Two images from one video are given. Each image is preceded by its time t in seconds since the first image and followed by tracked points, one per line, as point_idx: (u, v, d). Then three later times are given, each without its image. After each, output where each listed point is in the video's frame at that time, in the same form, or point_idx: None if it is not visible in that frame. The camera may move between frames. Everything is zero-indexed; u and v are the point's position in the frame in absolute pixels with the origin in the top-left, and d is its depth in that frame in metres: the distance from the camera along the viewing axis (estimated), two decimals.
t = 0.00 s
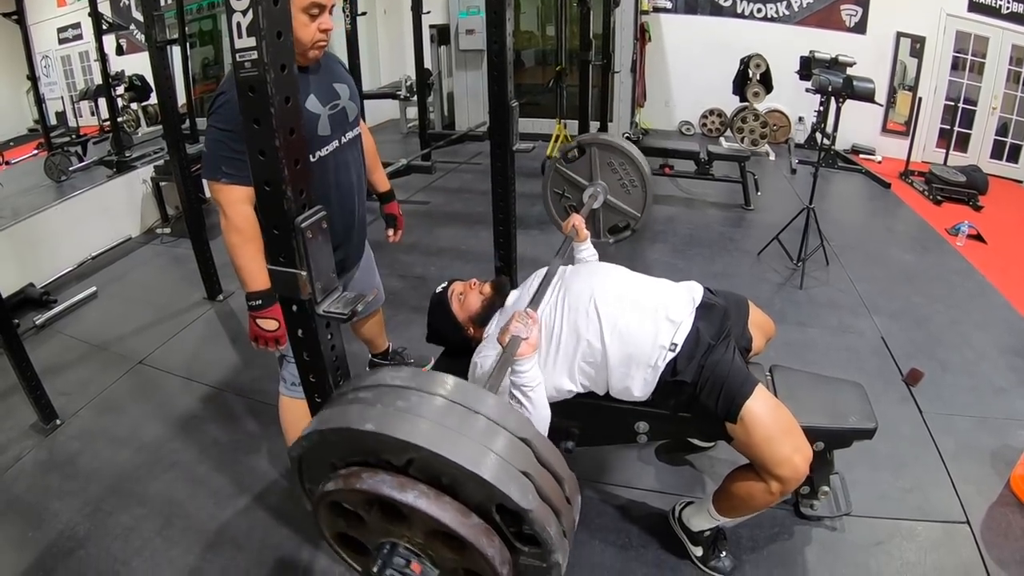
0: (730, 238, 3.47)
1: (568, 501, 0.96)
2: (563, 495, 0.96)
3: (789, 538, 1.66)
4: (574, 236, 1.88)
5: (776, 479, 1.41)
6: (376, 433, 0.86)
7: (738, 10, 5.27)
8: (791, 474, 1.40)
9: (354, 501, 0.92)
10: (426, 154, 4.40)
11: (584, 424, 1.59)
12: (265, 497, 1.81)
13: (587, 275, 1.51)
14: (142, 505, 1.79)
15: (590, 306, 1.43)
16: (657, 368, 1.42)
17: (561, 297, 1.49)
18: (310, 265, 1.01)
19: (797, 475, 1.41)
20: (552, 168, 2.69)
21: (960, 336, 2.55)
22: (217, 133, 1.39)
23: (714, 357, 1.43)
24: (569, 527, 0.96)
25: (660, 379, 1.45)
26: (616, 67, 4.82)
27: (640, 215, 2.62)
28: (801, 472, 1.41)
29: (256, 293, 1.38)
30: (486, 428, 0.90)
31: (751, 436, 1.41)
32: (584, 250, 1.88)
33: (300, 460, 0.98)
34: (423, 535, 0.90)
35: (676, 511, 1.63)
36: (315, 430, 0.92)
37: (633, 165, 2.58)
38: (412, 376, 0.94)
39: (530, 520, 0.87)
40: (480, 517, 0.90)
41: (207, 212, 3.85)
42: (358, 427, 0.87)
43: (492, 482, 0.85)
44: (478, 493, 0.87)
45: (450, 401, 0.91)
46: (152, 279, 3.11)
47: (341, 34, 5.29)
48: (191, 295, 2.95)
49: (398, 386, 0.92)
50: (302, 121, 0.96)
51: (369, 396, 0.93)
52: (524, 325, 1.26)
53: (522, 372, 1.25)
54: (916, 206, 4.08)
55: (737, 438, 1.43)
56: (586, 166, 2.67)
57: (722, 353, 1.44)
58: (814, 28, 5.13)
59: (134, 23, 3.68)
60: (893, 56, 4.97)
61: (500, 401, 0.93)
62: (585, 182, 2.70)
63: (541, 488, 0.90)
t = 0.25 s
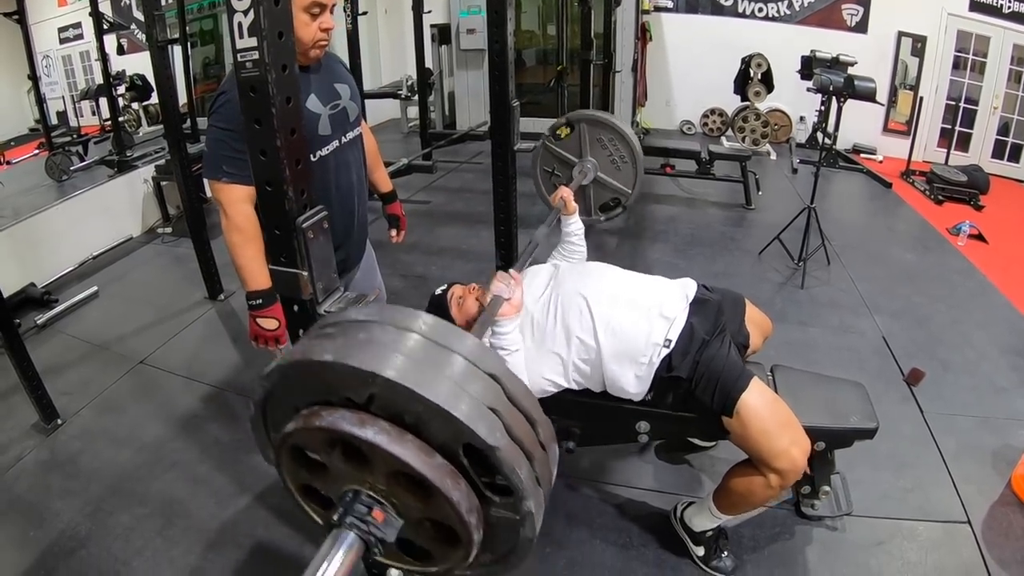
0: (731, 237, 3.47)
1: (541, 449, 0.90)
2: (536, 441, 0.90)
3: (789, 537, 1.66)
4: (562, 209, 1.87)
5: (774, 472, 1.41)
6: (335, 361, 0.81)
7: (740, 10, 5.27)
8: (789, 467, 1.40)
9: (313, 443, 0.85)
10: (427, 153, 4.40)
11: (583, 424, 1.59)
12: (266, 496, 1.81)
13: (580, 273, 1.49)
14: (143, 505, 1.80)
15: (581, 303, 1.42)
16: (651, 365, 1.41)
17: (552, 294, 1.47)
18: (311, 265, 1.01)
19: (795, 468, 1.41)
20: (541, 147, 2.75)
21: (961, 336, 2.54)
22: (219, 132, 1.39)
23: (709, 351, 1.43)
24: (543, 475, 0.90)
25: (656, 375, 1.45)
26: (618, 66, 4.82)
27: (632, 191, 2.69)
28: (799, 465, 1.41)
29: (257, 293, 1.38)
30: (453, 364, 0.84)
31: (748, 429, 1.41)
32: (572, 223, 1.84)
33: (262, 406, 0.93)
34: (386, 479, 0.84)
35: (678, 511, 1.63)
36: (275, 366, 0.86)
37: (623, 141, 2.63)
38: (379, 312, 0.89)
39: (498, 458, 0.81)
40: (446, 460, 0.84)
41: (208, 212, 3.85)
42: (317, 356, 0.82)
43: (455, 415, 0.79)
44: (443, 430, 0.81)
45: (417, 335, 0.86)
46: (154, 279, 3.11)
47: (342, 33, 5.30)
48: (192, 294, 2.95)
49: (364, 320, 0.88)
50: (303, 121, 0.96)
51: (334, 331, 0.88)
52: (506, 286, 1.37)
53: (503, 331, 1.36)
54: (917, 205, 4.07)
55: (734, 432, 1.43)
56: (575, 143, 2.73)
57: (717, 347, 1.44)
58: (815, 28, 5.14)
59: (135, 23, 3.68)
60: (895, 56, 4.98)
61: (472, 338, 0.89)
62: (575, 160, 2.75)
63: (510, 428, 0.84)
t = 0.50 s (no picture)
0: (733, 237, 3.47)
1: (510, 396, 0.86)
2: (506, 388, 0.86)
3: (791, 537, 1.66)
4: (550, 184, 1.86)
5: (774, 471, 1.41)
6: (289, 301, 0.77)
7: (741, 9, 5.27)
8: (789, 466, 1.39)
9: (271, 392, 0.83)
10: (429, 153, 4.40)
11: (584, 424, 1.60)
12: (268, 496, 1.81)
13: (580, 273, 1.49)
14: (145, 505, 1.80)
15: (579, 302, 1.42)
16: (651, 364, 1.41)
17: (551, 293, 1.47)
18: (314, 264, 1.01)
19: (796, 467, 1.40)
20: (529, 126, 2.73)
21: (963, 336, 2.54)
22: (223, 132, 1.39)
23: (709, 352, 1.43)
24: (510, 428, 0.85)
25: (656, 375, 1.45)
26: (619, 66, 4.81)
27: (620, 170, 2.62)
28: (800, 465, 1.40)
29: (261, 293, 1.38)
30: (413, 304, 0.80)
31: (747, 429, 1.41)
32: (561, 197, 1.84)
33: (225, 355, 0.90)
34: (345, 427, 0.81)
35: (680, 511, 1.62)
36: (232, 313, 0.83)
37: (611, 119, 2.56)
38: (339, 256, 0.85)
39: (458, 403, 0.77)
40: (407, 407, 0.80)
41: (210, 212, 3.85)
42: (270, 297, 0.79)
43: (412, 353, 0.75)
44: (401, 372, 0.77)
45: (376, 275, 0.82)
46: (155, 278, 3.11)
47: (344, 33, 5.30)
48: (194, 294, 2.95)
49: (322, 263, 0.84)
50: (304, 121, 0.96)
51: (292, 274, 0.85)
52: (485, 251, 1.28)
53: (482, 298, 1.22)
54: (919, 205, 4.07)
55: (734, 432, 1.43)
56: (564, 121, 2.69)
57: (717, 348, 1.43)
58: (817, 27, 5.14)
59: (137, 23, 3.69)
60: (897, 56, 4.98)
61: (436, 281, 0.85)
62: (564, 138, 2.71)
63: (473, 371, 0.80)
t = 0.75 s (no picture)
0: (734, 237, 3.47)
1: (486, 343, 0.85)
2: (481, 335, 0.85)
3: (793, 537, 1.66)
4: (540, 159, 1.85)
5: (777, 471, 1.41)
6: (256, 242, 0.78)
7: (742, 9, 5.27)
8: (791, 465, 1.40)
9: (239, 340, 0.82)
10: (430, 153, 4.40)
11: (585, 424, 1.60)
12: (270, 496, 1.81)
13: (581, 273, 1.49)
14: (145, 505, 1.79)
15: (580, 301, 1.41)
16: (653, 363, 1.40)
17: (551, 292, 1.46)
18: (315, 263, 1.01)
19: (798, 467, 1.41)
20: (522, 107, 2.74)
21: (965, 336, 2.54)
22: (228, 130, 1.39)
23: (711, 353, 1.42)
24: (486, 376, 0.85)
25: (658, 375, 1.44)
26: (620, 66, 4.81)
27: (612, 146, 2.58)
28: (802, 464, 1.41)
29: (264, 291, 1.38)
30: (384, 247, 0.80)
31: (750, 429, 1.41)
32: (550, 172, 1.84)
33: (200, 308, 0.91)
34: (313, 376, 0.80)
35: (680, 511, 1.62)
36: (204, 262, 0.84)
37: (603, 98, 2.54)
38: (312, 203, 0.86)
39: (427, 343, 0.76)
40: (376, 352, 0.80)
41: (211, 212, 3.85)
42: (238, 240, 0.79)
43: (379, 290, 0.75)
44: (369, 313, 0.77)
45: (348, 218, 0.82)
46: (156, 278, 3.11)
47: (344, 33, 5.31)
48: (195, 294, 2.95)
49: (294, 209, 0.85)
50: (305, 120, 0.96)
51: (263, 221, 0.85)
52: (471, 217, 1.19)
53: (467, 267, 1.17)
54: (920, 205, 4.07)
55: (737, 432, 1.43)
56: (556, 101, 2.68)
57: (719, 349, 1.43)
58: (818, 27, 5.13)
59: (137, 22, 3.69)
60: (898, 55, 4.96)
61: (409, 227, 0.85)
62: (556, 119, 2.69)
63: (444, 313, 0.80)
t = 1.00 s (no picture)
0: (735, 237, 3.46)
1: (479, 304, 0.85)
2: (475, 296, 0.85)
3: (794, 538, 1.66)
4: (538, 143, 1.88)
5: (778, 469, 1.41)
6: (242, 198, 0.78)
7: (743, 9, 5.26)
8: (793, 464, 1.40)
9: (226, 303, 0.83)
10: (431, 153, 4.40)
11: (586, 424, 1.60)
12: (271, 496, 1.81)
13: (582, 271, 1.50)
14: (147, 504, 1.80)
15: (580, 298, 1.42)
16: (654, 360, 1.40)
17: (551, 288, 1.48)
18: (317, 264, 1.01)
19: (799, 465, 1.41)
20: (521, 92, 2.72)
21: (966, 336, 2.54)
22: (232, 130, 1.39)
23: (712, 351, 1.41)
24: (479, 338, 0.84)
25: (659, 372, 1.43)
26: (622, 66, 4.81)
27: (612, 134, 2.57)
28: (803, 462, 1.41)
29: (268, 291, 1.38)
30: (375, 204, 0.81)
31: (751, 427, 1.41)
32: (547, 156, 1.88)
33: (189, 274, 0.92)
34: (299, 337, 0.80)
35: (680, 515, 1.62)
36: (192, 223, 0.85)
37: (603, 84, 2.52)
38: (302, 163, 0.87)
39: (415, 297, 0.76)
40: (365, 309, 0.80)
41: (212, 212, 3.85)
42: (226, 197, 0.80)
43: (366, 243, 0.75)
44: (357, 268, 0.77)
45: (339, 176, 0.83)
46: (158, 278, 3.11)
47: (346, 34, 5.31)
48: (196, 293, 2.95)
49: (285, 169, 0.85)
50: (307, 120, 0.96)
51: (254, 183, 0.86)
52: (467, 195, 1.15)
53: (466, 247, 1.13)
54: (921, 205, 4.06)
55: (738, 431, 1.43)
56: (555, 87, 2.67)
57: (720, 347, 1.42)
58: (819, 27, 5.13)
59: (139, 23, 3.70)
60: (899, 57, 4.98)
61: (400, 188, 0.86)
62: (554, 105, 2.68)
63: (435, 270, 0.80)
